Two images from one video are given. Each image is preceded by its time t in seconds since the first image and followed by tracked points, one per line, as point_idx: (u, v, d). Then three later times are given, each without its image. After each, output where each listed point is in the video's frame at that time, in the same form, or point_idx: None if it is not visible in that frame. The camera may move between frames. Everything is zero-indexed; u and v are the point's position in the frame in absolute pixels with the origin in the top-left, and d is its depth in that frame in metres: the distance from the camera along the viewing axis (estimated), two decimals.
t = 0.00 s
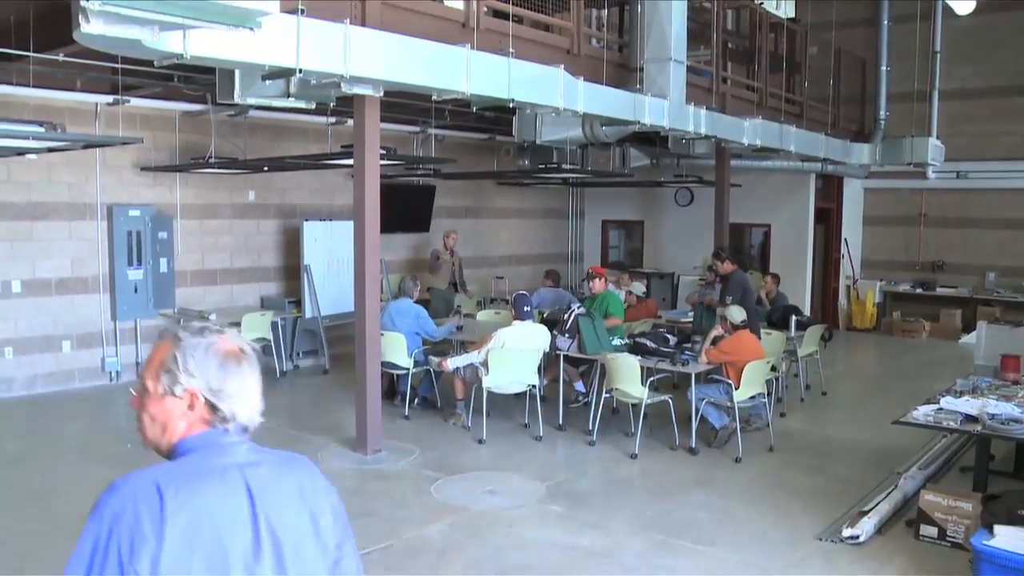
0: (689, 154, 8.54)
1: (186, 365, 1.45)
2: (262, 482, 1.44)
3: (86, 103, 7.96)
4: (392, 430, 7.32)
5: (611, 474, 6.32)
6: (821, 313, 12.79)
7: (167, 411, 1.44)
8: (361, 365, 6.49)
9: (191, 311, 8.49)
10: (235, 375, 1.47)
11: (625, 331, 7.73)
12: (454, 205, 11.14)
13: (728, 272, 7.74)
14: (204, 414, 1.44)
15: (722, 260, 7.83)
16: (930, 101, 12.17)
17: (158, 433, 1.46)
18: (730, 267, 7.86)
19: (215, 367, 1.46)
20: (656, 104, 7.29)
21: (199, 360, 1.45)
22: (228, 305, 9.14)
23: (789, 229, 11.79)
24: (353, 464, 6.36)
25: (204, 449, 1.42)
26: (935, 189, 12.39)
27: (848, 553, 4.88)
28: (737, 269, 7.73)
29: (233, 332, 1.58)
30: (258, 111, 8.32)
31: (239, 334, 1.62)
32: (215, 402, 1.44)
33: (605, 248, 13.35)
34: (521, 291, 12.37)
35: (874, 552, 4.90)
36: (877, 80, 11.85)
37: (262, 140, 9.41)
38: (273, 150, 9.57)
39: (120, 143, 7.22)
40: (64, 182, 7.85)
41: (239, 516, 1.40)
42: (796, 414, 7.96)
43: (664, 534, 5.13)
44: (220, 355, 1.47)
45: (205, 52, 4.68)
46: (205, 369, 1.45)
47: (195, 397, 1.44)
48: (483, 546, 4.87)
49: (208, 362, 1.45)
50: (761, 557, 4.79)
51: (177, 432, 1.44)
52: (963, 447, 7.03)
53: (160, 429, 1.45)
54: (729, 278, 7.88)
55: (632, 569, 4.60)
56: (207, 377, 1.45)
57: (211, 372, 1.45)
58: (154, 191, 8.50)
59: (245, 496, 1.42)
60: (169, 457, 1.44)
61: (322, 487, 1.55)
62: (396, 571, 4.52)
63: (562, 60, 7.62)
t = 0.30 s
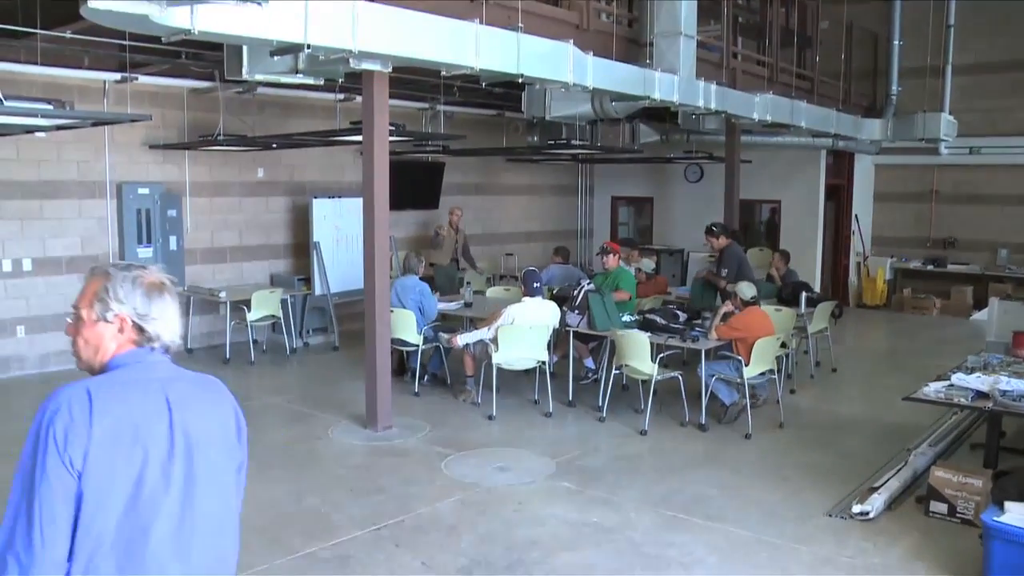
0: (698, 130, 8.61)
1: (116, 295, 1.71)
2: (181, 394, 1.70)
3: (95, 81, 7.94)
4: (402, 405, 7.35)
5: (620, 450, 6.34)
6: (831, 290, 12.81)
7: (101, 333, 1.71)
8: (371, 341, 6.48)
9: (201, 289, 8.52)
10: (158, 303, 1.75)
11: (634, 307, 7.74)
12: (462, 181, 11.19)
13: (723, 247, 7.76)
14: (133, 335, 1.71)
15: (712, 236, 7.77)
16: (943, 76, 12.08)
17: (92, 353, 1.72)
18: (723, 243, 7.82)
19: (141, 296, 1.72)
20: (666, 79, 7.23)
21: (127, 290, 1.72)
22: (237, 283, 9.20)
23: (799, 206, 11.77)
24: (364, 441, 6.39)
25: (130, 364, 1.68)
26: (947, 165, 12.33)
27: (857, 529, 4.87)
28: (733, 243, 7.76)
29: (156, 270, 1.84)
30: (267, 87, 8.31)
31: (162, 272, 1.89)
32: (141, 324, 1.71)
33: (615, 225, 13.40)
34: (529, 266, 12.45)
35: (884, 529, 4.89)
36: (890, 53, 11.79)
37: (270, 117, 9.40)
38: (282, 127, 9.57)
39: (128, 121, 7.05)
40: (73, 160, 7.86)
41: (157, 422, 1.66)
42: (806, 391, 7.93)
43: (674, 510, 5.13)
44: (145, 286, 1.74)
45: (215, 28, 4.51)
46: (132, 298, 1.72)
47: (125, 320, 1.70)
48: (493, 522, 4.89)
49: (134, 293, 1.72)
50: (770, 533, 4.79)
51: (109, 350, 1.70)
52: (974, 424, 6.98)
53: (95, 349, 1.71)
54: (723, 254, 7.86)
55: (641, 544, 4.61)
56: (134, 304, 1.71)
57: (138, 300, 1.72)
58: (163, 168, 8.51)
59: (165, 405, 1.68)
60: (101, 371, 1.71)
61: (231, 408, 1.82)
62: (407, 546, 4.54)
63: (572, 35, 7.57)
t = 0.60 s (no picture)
0: (702, 119, 8.59)
1: (24, 294, 1.89)
2: (94, 377, 1.91)
3: (98, 70, 7.93)
4: (405, 395, 7.36)
5: (623, 440, 6.33)
6: (834, 280, 12.82)
7: (12, 327, 1.89)
8: (374, 331, 6.47)
9: (204, 278, 8.53)
10: (66, 301, 1.93)
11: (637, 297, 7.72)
12: (465, 171, 11.19)
13: (724, 238, 7.78)
14: (40, 329, 1.90)
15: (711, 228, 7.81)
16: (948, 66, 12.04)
17: (5, 346, 1.91)
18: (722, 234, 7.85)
19: (48, 296, 1.91)
20: (670, 68, 7.20)
21: (33, 289, 1.90)
22: (241, 273, 9.20)
23: (802, 196, 11.74)
24: (367, 430, 6.39)
25: (44, 355, 1.87)
26: (952, 155, 12.30)
27: (859, 520, 4.86)
28: (733, 234, 7.78)
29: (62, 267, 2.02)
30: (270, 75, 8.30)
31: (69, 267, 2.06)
32: (49, 319, 1.91)
33: (618, 215, 13.40)
34: (532, 257, 12.46)
35: (886, 519, 4.88)
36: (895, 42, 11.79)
37: (273, 107, 9.40)
38: (285, 116, 9.56)
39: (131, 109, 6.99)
40: (76, 149, 7.86)
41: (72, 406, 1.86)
42: (809, 381, 7.93)
43: (676, 500, 5.13)
44: (51, 287, 1.92)
45: (219, 17, 4.49)
46: (39, 297, 1.90)
47: (33, 316, 1.89)
48: (496, 511, 4.90)
49: (41, 293, 1.90)
50: (772, 523, 4.79)
51: (22, 342, 1.90)
52: (977, 414, 6.95)
53: (7, 342, 1.90)
54: (724, 244, 7.89)
55: (643, 534, 4.61)
56: (40, 301, 1.89)
57: (45, 299, 1.90)
58: (166, 158, 8.50)
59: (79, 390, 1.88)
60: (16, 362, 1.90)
61: (141, 384, 2.04)
62: (409, 536, 4.55)
63: (575, 25, 7.56)
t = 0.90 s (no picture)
0: (705, 115, 8.59)
1: None
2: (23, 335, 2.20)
3: (100, 69, 7.93)
4: (409, 392, 7.36)
5: (627, 436, 6.33)
6: (837, 276, 12.81)
7: None
8: (377, 329, 6.46)
9: (207, 276, 8.55)
10: None
11: (641, 293, 7.71)
12: (467, 168, 11.19)
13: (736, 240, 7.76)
14: None
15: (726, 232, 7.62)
16: (950, 60, 12.03)
17: None
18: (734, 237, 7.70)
19: None
20: (673, 64, 7.19)
21: None
22: (243, 271, 9.21)
23: (805, 192, 11.73)
24: (371, 427, 6.39)
25: None
26: (955, 150, 12.29)
27: (864, 515, 4.86)
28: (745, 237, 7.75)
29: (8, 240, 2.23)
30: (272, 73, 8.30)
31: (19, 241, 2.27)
32: None
33: (621, 211, 13.39)
34: (535, 253, 12.45)
35: (891, 514, 4.88)
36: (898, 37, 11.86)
37: (275, 104, 9.40)
38: (287, 114, 9.56)
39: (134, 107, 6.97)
40: (79, 147, 7.87)
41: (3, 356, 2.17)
42: (812, 377, 7.92)
43: (680, 496, 5.12)
44: None
45: (221, 14, 4.49)
46: None
47: None
48: (499, 508, 4.90)
49: None
50: (776, 519, 4.78)
51: None
52: (981, 409, 6.93)
53: None
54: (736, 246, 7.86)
55: (648, 530, 4.61)
56: None
57: None
58: (169, 156, 8.51)
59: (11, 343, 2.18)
60: None
61: (79, 340, 2.32)
62: (413, 533, 4.55)
63: (577, 20, 7.55)
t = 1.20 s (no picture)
0: (703, 117, 8.61)
1: None
2: None
3: (98, 71, 7.92)
4: (408, 393, 7.36)
5: (626, 437, 6.33)
6: (836, 277, 12.83)
7: None
8: (376, 330, 6.46)
9: (206, 278, 8.55)
10: None
11: (640, 295, 7.71)
12: (466, 169, 11.21)
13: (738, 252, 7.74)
14: None
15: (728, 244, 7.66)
16: (949, 62, 12.04)
17: None
18: (736, 248, 7.74)
19: None
20: (671, 66, 7.20)
21: None
22: (243, 273, 9.21)
23: (803, 194, 11.75)
24: (370, 429, 6.39)
25: None
26: (954, 151, 12.29)
27: (862, 516, 4.86)
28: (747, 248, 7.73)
29: None
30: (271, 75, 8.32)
31: None
32: None
33: (620, 212, 13.40)
34: (534, 255, 12.45)
35: (890, 515, 4.88)
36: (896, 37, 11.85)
37: (274, 106, 9.41)
38: (286, 116, 9.57)
39: (132, 110, 6.96)
40: (77, 150, 7.86)
41: None
42: (811, 378, 7.93)
43: (679, 497, 5.12)
44: None
45: (219, 15, 4.48)
46: None
47: None
48: (498, 509, 4.90)
49: None
50: (775, 520, 4.79)
51: None
52: (980, 410, 6.94)
53: None
54: (738, 257, 7.83)
55: (646, 532, 4.61)
56: None
57: None
58: (168, 158, 8.52)
59: None
60: None
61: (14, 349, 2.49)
62: (412, 535, 4.55)
63: (576, 22, 7.56)
